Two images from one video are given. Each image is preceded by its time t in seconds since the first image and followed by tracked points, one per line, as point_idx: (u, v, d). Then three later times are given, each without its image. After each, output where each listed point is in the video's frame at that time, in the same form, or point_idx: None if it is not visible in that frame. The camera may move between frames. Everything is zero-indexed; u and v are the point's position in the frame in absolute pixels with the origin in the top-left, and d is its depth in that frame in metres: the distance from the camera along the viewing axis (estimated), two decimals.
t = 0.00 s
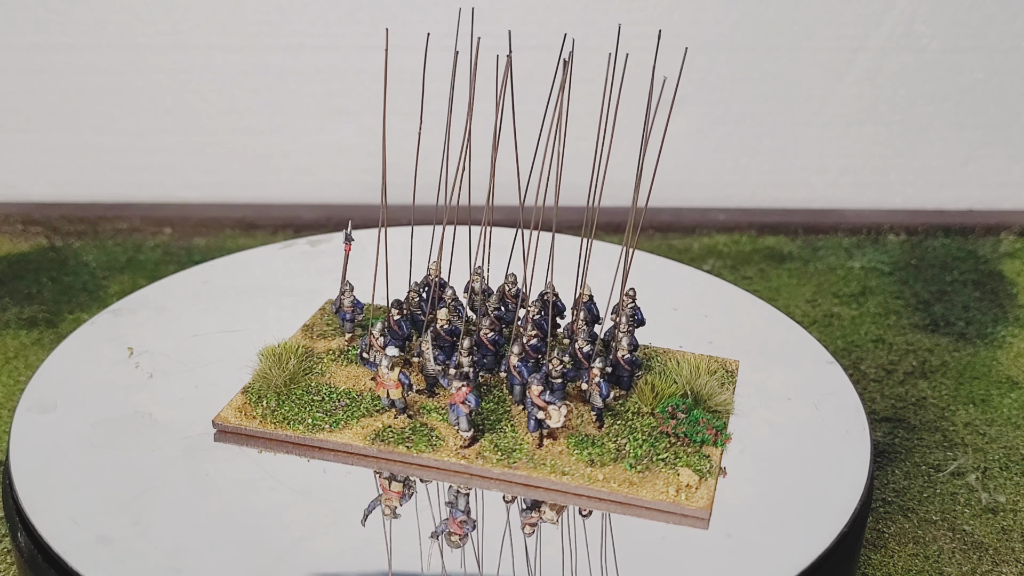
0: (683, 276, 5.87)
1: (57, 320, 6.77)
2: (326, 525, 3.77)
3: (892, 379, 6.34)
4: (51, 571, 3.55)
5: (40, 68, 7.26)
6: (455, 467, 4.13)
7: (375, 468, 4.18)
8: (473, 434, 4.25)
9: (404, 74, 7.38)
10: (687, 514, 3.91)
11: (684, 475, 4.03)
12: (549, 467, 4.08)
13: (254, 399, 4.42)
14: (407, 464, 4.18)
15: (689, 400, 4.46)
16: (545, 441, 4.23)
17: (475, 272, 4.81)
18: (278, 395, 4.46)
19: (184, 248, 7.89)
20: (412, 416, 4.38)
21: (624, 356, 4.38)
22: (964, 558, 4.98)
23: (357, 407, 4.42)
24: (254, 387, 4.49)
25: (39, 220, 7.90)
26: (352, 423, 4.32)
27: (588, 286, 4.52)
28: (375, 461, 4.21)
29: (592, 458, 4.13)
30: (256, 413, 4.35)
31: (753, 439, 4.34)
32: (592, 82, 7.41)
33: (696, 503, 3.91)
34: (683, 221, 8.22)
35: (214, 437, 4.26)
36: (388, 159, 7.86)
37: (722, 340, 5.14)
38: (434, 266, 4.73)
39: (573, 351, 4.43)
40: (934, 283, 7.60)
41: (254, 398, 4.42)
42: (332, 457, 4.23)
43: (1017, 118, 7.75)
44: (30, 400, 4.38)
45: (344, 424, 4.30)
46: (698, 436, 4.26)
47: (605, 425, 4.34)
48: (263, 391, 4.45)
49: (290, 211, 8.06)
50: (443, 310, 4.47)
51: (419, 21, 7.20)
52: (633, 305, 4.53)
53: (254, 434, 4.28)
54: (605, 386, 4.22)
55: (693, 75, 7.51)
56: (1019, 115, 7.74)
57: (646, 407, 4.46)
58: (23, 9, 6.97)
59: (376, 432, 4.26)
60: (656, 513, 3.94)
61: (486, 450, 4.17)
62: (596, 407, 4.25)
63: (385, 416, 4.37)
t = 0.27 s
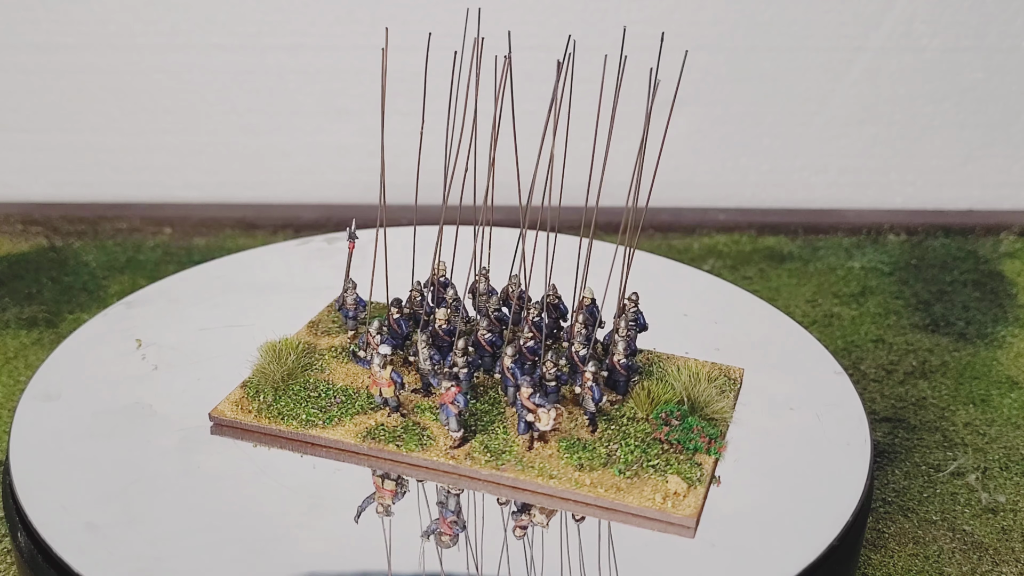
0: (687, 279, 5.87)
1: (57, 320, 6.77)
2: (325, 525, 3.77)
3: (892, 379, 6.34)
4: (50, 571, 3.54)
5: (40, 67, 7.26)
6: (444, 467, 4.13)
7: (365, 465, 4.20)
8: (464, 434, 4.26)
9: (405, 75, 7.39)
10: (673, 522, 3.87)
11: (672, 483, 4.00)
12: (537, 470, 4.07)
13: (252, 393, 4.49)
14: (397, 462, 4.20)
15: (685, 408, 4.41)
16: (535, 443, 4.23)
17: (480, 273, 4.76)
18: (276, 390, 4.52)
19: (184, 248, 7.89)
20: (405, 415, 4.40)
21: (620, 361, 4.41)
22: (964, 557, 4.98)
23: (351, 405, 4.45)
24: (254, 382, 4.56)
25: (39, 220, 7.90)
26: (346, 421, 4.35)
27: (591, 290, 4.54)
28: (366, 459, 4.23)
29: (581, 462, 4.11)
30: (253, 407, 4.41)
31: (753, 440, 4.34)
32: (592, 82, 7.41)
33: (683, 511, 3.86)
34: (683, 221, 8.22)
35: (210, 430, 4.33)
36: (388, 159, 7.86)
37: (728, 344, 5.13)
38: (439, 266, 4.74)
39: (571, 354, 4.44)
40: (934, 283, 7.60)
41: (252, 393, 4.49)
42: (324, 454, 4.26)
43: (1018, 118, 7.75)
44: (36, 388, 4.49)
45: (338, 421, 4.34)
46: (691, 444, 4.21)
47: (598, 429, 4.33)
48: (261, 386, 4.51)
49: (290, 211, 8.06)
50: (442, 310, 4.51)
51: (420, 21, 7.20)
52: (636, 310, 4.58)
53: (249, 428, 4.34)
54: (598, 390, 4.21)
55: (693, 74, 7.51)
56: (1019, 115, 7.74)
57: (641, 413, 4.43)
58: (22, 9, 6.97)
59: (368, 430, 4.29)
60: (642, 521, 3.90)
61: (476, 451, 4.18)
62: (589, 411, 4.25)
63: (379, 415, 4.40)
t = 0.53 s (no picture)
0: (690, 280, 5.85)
1: (57, 320, 6.77)
2: (323, 525, 3.76)
3: (892, 379, 6.34)
4: (50, 571, 3.55)
5: (40, 67, 7.26)
6: (434, 467, 4.13)
7: (356, 462, 4.22)
8: (455, 434, 4.25)
9: (405, 74, 7.39)
10: (658, 530, 3.83)
11: (661, 489, 3.95)
12: (525, 473, 4.05)
13: (250, 388, 4.53)
14: (388, 460, 4.20)
15: (680, 414, 4.35)
16: (525, 445, 4.21)
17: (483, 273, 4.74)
18: (274, 385, 4.56)
19: (184, 248, 7.89)
20: (399, 413, 4.41)
21: (616, 366, 4.38)
22: (964, 558, 4.98)
23: (347, 403, 4.47)
24: (252, 377, 4.60)
25: (39, 220, 7.90)
26: (340, 418, 4.37)
27: (594, 294, 4.51)
28: (358, 456, 4.24)
29: (570, 466, 4.09)
30: (249, 401, 4.45)
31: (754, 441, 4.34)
32: (592, 82, 7.41)
33: (668, 518, 3.82)
34: (683, 221, 8.23)
35: (207, 424, 4.38)
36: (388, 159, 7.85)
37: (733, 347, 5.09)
38: (444, 267, 4.75)
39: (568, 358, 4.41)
40: (934, 283, 7.60)
41: (249, 387, 4.53)
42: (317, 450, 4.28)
43: (1017, 118, 7.75)
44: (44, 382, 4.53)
45: (332, 418, 4.36)
46: (683, 451, 4.16)
47: (591, 433, 4.30)
48: (259, 382, 4.55)
49: (290, 211, 8.06)
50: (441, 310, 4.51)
51: (420, 20, 7.20)
52: (638, 315, 4.56)
53: (244, 423, 4.38)
54: (590, 393, 4.17)
55: (693, 74, 7.51)
56: (1019, 115, 7.74)
57: (636, 418, 4.40)
58: (22, 9, 6.97)
59: (361, 427, 4.30)
60: (627, 528, 3.87)
61: (466, 452, 4.17)
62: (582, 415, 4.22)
63: (373, 413, 4.41)
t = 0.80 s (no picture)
0: (695, 283, 5.82)
1: (57, 320, 6.77)
2: (323, 526, 3.77)
3: (892, 379, 6.34)
4: (50, 571, 3.55)
5: (40, 67, 7.26)
6: (424, 467, 4.13)
7: (348, 460, 4.24)
8: (446, 435, 4.25)
9: (405, 75, 7.39)
10: (643, 537, 3.78)
11: (648, 496, 3.90)
12: (513, 475, 4.03)
13: (249, 383, 4.58)
14: (379, 459, 4.21)
15: (674, 421, 4.29)
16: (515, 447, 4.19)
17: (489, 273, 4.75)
18: (273, 381, 4.60)
19: (185, 248, 7.89)
20: (393, 411, 4.42)
21: (611, 370, 4.32)
22: (964, 558, 4.98)
23: (343, 401, 4.48)
24: (253, 372, 4.65)
25: (39, 220, 7.90)
26: (335, 415, 4.39)
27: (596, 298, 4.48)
28: (350, 454, 4.26)
29: (559, 470, 4.05)
30: (248, 396, 4.50)
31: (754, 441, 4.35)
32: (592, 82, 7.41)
33: (653, 526, 3.77)
34: (683, 221, 8.23)
35: (206, 417, 4.43)
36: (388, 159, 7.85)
37: (737, 351, 5.08)
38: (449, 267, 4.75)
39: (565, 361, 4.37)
40: (934, 283, 7.60)
41: (249, 382, 4.57)
42: (312, 447, 4.31)
43: (1018, 118, 7.75)
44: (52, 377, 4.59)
45: (328, 415, 4.38)
46: (674, 458, 4.10)
47: (584, 438, 4.25)
48: (259, 377, 4.60)
49: (290, 211, 8.06)
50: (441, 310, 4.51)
51: (420, 20, 7.21)
52: (639, 320, 4.55)
53: (242, 417, 4.42)
54: (582, 398, 4.13)
55: (692, 74, 7.51)
56: (1019, 115, 7.74)
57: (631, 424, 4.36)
58: (22, 9, 6.98)
59: (355, 425, 4.32)
60: (611, 534, 3.82)
61: (456, 452, 4.16)
62: (574, 419, 4.18)
63: (367, 411, 4.42)
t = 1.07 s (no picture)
0: (698, 283, 5.78)
1: (57, 320, 6.77)
2: (323, 526, 3.77)
3: (892, 379, 6.34)
4: (51, 571, 3.55)
5: (40, 67, 7.26)
6: (413, 466, 4.13)
7: (340, 456, 4.25)
8: (438, 435, 4.24)
9: (405, 75, 7.39)
10: (626, 544, 3.75)
11: (635, 503, 3.87)
12: (500, 477, 4.02)
13: (249, 376, 4.61)
14: (370, 456, 4.22)
15: (667, 429, 4.25)
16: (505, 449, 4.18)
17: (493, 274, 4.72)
18: (272, 376, 4.62)
19: (184, 248, 7.88)
20: (388, 409, 4.42)
21: (606, 375, 4.25)
22: (964, 558, 4.98)
23: (339, 397, 4.50)
24: (253, 365, 4.68)
25: (39, 220, 7.89)
26: (331, 412, 4.40)
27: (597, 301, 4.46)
28: (342, 451, 4.27)
29: (547, 473, 4.04)
30: (247, 389, 4.53)
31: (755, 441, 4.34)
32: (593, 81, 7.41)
33: (637, 534, 3.74)
34: (683, 221, 8.22)
35: (205, 408, 4.48)
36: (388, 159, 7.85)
37: (740, 352, 5.03)
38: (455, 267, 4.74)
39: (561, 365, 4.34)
40: (934, 283, 7.60)
41: (248, 375, 4.61)
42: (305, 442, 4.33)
43: (1018, 118, 7.75)
44: (57, 367, 4.65)
45: (323, 411, 4.40)
46: (664, 466, 4.06)
47: (576, 442, 4.23)
48: (259, 371, 4.63)
49: (290, 211, 8.06)
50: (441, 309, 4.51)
51: (420, 20, 7.21)
52: (641, 326, 4.53)
53: (239, 410, 4.46)
54: (574, 402, 4.09)
55: (692, 74, 7.50)
56: (1019, 115, 7.74)
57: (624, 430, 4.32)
58: (22, 9, 6.98)
59: (349, 422, 4.33)
60: (594, 540, 3.80)
61: (445, 452, 4.16)
62: (566, 423, 4.14)
63: (362, 408, 4.43)
